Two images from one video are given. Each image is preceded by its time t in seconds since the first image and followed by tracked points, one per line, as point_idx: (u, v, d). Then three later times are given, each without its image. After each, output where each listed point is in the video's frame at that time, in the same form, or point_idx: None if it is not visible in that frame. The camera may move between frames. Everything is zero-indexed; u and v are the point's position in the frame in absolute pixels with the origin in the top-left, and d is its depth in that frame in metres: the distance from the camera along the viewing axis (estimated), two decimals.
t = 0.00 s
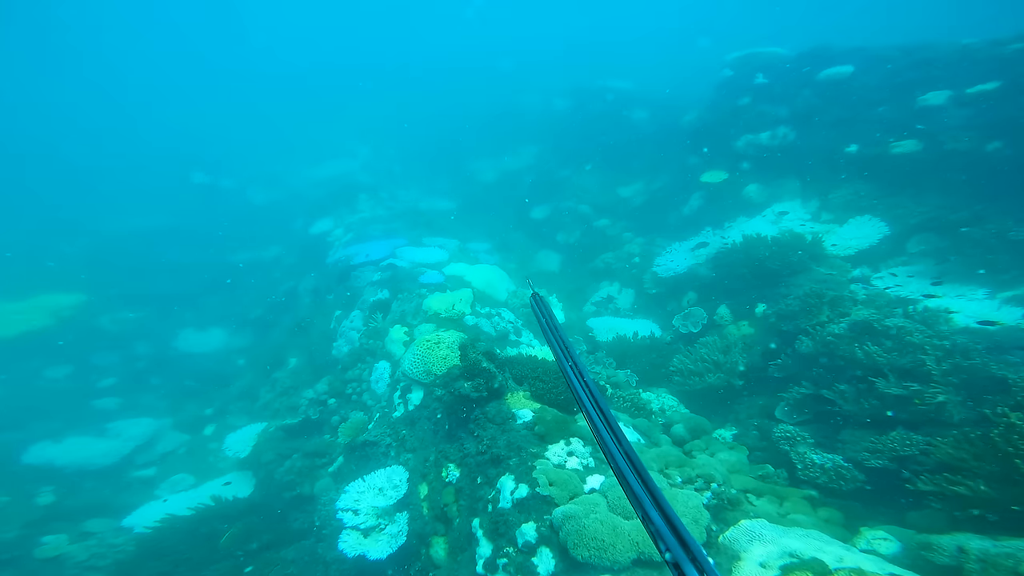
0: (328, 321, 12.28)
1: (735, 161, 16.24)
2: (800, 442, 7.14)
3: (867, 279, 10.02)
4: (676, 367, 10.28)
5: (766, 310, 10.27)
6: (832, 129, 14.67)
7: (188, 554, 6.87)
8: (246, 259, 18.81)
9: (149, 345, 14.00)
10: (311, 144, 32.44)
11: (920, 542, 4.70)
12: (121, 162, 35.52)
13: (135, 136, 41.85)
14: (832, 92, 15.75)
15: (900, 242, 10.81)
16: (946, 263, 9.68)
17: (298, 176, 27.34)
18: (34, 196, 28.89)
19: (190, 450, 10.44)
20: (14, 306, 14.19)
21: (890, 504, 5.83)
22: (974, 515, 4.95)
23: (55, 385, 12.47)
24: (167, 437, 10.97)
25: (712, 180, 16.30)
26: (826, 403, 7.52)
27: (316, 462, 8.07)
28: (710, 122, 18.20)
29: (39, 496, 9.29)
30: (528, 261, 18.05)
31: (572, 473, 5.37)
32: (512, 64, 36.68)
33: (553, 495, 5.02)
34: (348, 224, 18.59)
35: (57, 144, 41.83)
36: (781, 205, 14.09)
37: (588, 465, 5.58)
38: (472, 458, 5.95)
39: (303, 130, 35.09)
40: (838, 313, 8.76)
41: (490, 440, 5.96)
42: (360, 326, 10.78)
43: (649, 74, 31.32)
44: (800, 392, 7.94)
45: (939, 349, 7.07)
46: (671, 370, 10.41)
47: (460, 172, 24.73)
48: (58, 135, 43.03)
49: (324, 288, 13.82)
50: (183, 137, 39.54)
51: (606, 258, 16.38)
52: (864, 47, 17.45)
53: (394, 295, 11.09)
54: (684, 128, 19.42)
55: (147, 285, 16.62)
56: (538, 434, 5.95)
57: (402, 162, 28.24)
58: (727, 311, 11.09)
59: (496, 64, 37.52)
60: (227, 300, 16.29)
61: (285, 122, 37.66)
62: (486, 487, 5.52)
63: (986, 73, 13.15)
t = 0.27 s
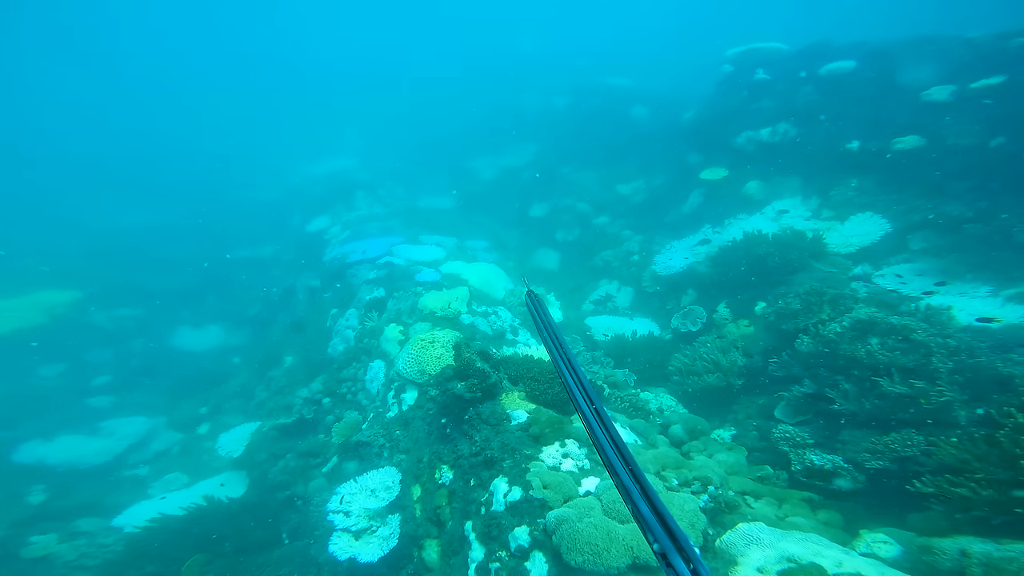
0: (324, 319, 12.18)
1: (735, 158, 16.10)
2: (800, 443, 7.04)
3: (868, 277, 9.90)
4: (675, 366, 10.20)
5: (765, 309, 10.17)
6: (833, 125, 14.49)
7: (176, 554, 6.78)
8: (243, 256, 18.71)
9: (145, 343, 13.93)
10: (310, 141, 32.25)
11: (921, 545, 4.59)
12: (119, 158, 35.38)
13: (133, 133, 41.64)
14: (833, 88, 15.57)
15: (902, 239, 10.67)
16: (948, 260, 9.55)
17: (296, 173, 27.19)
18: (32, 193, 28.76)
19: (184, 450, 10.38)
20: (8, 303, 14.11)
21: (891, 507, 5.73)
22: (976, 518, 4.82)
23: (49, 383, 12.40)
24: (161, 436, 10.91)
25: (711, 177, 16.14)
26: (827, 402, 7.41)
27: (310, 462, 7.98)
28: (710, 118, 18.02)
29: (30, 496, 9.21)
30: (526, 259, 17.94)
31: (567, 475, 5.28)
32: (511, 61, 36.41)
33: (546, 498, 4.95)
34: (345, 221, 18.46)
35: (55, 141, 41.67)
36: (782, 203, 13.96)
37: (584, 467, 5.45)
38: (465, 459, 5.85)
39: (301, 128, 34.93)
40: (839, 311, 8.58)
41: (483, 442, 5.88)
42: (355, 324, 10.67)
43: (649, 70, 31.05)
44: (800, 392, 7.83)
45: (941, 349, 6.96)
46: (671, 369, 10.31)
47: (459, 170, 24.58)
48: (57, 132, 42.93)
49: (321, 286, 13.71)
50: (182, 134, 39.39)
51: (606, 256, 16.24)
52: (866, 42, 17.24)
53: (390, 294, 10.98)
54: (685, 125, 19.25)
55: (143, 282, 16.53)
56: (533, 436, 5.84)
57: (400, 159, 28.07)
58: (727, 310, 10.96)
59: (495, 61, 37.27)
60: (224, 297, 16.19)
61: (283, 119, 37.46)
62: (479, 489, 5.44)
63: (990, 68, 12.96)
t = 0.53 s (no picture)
0: (323, 317, 12.14)
1: (737, 156, 15.94)
2: (801, 445, 6.93)
3: (872, 276, 9.75)
4: (675, 366, 10.07)
5: (766, 309, 10.03)
6: (837, 122, 14.29)
7: (169, 555, 6.77)
8: (243, 255, 18.72)
9: (144, 342, 13.96)
10: (311, 139, 32.23)
11: (924, 550, 4.47)
12: (122, 156, 35.52)
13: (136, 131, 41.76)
14: (837, 85, 15.35)
15: (906, 238, 10.52)
16: (954, 259, 9.38)
17: (297, 172, 27.15)
18: (35, 191, 28.92)
19: (182, 450, 10.41)
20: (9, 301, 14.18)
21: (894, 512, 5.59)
22: (981, 523, 4.69)
23: (48, 382, 12.44)
24: (159, 435, 10.93)
25: (713, 175, 15.98)
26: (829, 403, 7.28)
27: (305, 462, 7.94)
28: (712, 115, 17.83)
29: (26, 495, 9.21)
30: (527, 257, 17.85)
31: (563, 477, 5.20)
32: (513, 58, 36.22)
33: (542, 501, 4.86)
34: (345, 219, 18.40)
35: (59, 139, 41.89)
36: (784, 202, 13.83)
37: (580, 469, 5.38)
38: (460, 461, 5.77)
39: (302, 126, 34.86)
40: (843, 310, 8.40)
41: (478, 443, 5.79)
42: (353, 323, 10.60)
43: (651, 68, 30.79)
44: (802, 392, 7.72)
45: (947, 351, 6.83)
46: (671, 369, 10.19)
47: (460, 168, 24.49)
48: (61, 130, 43.17)
49: (319, 284, 13.66)
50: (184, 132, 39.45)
51: (606, 255, 16.12)
52: (871, 38, 16.98)
53: (387, 292, 10.91)
54: (686, 122, 19.07)
55: (143, 281, 16.56)
56: (529, 437, 5.76)
57: (401, 158, 28.01)
58: (727, 309, 10.82)
59: (497, 59, 37.09)
60: (223, 296, 16.20)
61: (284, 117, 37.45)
62: (474, 491, 5.36)
63: (998, 64, 12.70)
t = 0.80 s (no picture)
0: (321, 315, 12.11)
1: (739, 154, 15.79)
2: (800, 446, 6.86)
3: (874, 275, 9.63)
4: (675, 365, 9.97)
5: (766, 308, 9.92)
6: (839, 120, 14.13)
7: (161, 554, 6.73)
8: (244, 253, 18.75)
9: (143, 340, 13.99)
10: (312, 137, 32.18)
11: (924, 554, 4.40)
12: (124, 155, 35.61)
13: (139, 128, 41.88)
14: (840, 82, 15.18)
15: (910, 237, 10.38)
16: (958, 258, 9.25)
17: (297, 170, 27.12)
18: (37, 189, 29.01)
19: (179, 449, 10.45)
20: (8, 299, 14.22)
21: (893, 514, 5.51)
22: (982, 527, 4.62)
23: (46, 380, 12.46)
24: (157, 434, 10.96)
25: (715, 173, 15.85)
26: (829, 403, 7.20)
27: (301, 461, 7.93)
28: (714, 113, 17.68)
29: (22, 494, 9.21)
30: (528, 255, 17.78)
31: (557, 478, 5.16)
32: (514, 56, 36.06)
33: (535, 502, 4.80)
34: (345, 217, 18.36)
35: (60, 136, 41.95)
36: (786, 200, 13.71)
37: (575, 470, 5.36)
38: (454, 461, 5.73)
39: (303, 124, 34.86)
40: (844, 309, 8.28)
41: (473, 443, 5.74)
42: (350, 321, 10.55)
43: (653, 66, 30.56)
44: (802, 392, 7.65)
45: (949, 350, 6.72)
46: (670, 368, 10.10)
47: (460, 167, 24.42)
48: (63, 128, 43.32)
49: (318, 283, 13.63)
50: (185, 130, 39.47)
51: (606, 253, 16.02)
52: (875, 35, 16.78)
53: (385, 290, 10.86)
54: (688, 120, 18.92)
55: (143, 279, 16.59)
56: (523, 437, 5.71)
57: (401, 156, 27.95)
58: (728, 308, 10.71)
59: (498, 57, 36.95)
60: (223, 294, 16.21)
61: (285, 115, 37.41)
62: (467, 491, 5.32)
63: (1004, 61, 12.51)
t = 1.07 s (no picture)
0: (319, 314, 12.10)
1: (740, 153, 15.68)
2: (799, 447, 6.80)
3: (876, 274, 9.52)
4: (674, 365, 9.89)
5: (767, 307, 9.81)
6: (842, 118, 13.99)
7: (152, 553, 6.71)
8: (244, 252, 18.78)
9: (143, 339, 14.08)
10: (313, 136, 32.20)
11: (920, 557, 4.32)
12: (126, 153, 35.75)
13: (141, 127, 41.98)
14: (843, 80, 15.03)
15: (912, 236, 10.26)
16: (961, 257, 9.13)
17: (298, 168, 27.12)
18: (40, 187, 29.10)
19: (175, 447, 10.48)
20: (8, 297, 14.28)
21: (892, 517, 5.43)
22: (981, 531, 4.52)
23: (45, 378, 12.50)
24: (154, 433, 10.98)
25: (716, 172, 15.73)
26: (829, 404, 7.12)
27: (297, 460, 7.94)
28: (715, 111, 17.54)
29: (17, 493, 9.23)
30: (529, 254, 17.72)
31: (552, 479, 5.13)
32: (515, 55, 35.94)
33: (528, 503, 4.77)
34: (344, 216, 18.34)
35: (64, 134, 42.15)
36: (787, 199, 13.60)
37: (571, 470, 5.36)
38: (448, 461, 5.69)
39: (305, 123, 34.88)
40: (844, 310, 8.17)
41: (466, 443, 5.70)
42: (348, 320, 10.54)
43: (655, 65, 30.39)
44: (802, 393, 7.57)
45: (952, 351, 6.63)
46: (669, 368, 10.02)
47: (461, 165, 24.36)
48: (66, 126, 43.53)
49: (317, 281, 13.61)
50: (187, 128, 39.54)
51: (607, 252, 15.94)
52: (878, 33, 16.61)
53: (383, 289, 10.82)
54: (689, 118, 18.79)
55: (143, 278, 16.65)
56: (518, 437, 5.68)
57: (402, 155, 27.91)
58: (729, 307, 10.66)
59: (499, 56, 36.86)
60: (222, 293, 16.25)
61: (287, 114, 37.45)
62: (460, 492, 5.29)
63: (1009, 59, 12.36)
